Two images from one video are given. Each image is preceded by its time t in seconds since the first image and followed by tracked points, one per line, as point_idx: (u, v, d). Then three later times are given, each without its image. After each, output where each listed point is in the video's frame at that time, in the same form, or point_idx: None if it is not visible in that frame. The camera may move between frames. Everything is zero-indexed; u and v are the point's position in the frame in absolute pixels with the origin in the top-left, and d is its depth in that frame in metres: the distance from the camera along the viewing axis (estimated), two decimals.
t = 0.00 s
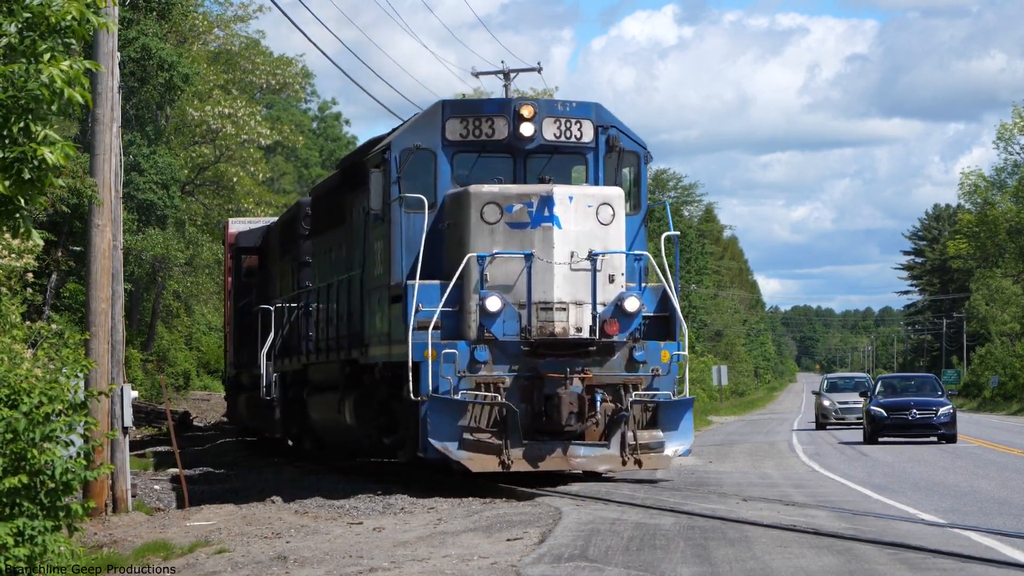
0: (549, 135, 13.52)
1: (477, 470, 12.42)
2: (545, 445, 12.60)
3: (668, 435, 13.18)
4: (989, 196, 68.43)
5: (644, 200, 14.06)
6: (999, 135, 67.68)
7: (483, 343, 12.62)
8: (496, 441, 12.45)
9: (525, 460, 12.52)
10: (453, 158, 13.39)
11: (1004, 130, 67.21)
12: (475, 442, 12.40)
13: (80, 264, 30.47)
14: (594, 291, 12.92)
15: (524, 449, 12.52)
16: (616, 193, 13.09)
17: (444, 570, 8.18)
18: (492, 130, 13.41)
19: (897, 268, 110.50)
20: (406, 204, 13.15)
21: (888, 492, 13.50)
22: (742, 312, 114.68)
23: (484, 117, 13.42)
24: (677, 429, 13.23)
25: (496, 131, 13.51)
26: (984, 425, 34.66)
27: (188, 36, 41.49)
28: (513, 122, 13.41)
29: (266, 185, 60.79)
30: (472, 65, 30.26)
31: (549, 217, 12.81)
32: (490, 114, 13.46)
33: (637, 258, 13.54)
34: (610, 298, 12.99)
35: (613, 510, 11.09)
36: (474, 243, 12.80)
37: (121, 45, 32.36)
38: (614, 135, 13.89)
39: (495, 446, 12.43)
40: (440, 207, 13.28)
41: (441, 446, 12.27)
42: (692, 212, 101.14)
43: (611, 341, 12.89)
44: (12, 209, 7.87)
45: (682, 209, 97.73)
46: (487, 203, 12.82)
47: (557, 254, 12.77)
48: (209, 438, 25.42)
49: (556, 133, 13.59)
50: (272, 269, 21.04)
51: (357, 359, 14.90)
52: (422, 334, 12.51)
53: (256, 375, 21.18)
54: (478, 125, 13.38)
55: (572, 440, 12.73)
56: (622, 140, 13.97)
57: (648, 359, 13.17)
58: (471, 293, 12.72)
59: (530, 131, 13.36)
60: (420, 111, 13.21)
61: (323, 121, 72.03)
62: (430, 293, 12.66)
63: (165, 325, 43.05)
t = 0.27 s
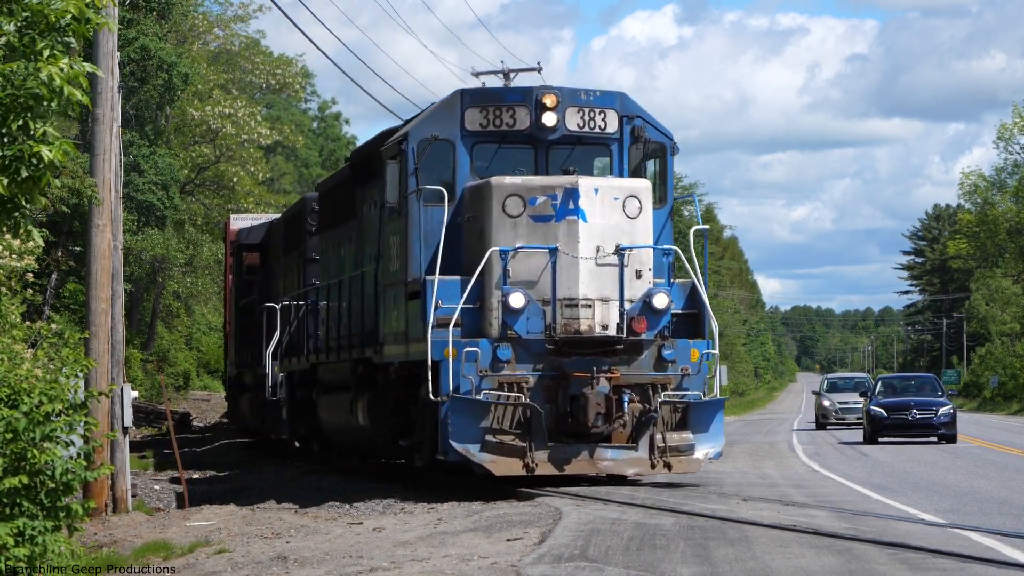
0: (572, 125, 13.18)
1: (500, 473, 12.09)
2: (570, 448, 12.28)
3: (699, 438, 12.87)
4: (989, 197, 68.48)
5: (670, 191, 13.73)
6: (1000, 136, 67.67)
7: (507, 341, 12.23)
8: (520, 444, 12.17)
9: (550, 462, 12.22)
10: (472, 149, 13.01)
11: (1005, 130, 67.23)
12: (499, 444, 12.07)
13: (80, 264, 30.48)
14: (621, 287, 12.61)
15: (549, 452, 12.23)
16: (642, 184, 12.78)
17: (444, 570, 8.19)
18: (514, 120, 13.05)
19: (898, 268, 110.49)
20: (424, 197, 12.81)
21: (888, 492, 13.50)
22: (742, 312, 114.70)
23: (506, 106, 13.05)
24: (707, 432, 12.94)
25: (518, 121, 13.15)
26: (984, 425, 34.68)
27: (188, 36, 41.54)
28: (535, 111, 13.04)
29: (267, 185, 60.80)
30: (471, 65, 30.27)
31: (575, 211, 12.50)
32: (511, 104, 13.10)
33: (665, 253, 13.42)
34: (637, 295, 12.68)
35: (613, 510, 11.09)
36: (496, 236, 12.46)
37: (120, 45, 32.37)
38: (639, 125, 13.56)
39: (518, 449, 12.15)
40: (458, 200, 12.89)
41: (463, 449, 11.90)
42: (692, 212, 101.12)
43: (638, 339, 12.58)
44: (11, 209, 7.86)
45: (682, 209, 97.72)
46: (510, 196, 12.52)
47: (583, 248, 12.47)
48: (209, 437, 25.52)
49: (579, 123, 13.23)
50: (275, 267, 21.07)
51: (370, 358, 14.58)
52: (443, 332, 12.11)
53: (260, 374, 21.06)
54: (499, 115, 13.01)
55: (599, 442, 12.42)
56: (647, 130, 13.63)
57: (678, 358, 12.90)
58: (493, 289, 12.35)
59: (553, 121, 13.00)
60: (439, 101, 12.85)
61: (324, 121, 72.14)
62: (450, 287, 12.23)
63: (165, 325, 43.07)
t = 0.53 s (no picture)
0: (598, 115, 12.68)
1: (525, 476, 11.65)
2: (598, 450, 11.86)
3: (733, 440, 12.37)
4: (989, 197, 68.53)
5: (700, 185, 13.21)
6: (1000, 136, 67.68)
7: (531, 339, 11.80)
8: (546, 446, 11.71)
9: (577, 465, 11.77)
10: (495, 139, 12.55)
11: (1005, 130, 67.26)
12: (524, 446, 11.62)
13: (80, 264, 30.51)
14: (649, 283, 12.21)
15: (576, 454, 11.78)
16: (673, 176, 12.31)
17: (444, 570, 8.18)
18: (537, 109, 12.56)
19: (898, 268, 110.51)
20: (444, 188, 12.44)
21: (888, 492, 13.50)
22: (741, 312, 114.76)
23: (529, 95, 12.57)
24: (741, 433, 12.43)
25: (542, 110, 12.66)
26: (984, 425, 34.68)
27: (188, 36, 41.60)
28: (560, 100, 12.56)
29: (267, 185, 60.86)
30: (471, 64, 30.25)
31: (602, 203, 12.07)
32: (534, 92, 12.61)
33: (696, 246, 12.70)
34: (667, 292, 12.28)
35: (613, 510, 11.08)
36: (520, 230, 12.06)
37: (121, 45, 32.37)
38: (667, 115, 13.02)
39: (545, 451, 11.70)
40: (480, 192, 12.50)
41: (487, 451, 11.44)
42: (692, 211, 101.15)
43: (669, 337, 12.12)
44: (12, 208, 7.87)
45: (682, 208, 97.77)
46: (533, 188, 12.08)
47: (611, 242, 12.05)
48: (209, 438, 25.61)
49: (606, 113, 12.72)
50: (277, 263, 21.19)
51: (386, 357, 14.19)
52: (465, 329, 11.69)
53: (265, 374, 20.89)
54: (522, 104, 12.53)
55: (627, 444, 11.97)
56: (675, 120, 13.09)
57: (711, 356, 12.38)
58: (517, 286, 11.93)
59: (578, 111, 12.50)
60: (460, 88, 12.42)
61: (324, 121, 72.25)
62: (471, 283, 11.83)
63: (165, 325, 43.10)
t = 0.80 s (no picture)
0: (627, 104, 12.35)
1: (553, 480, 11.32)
2: (629, 453, 11.48)
3: (770, 443, 11.96)
4: (990, 197, 68.54)
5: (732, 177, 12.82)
6: (1000, 136, 67.68)
7: (559, 336, 11.49)
8: (575, 449, 11.33)
9: (608, 469, 11.39)
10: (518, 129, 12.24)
11: (1005, 130, 67.26)
12: (551, 448, 11.27)
13: (80, 264, 30.53)
14: (682, 279, 11.89)
15: (605, 458, 11.41)
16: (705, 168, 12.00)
17: (444, 570, 8.18)
18: (563, 98, 12.24)
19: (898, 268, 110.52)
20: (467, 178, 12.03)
21: (888, 492, 13.49)
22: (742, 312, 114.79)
23: (554, 83, 12.25)
24: (778, 436, 12.01)
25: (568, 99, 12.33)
26: (984, 425, 34.69)
27: (188, 35, 41.67)
28: (588, 89, 12.23)
29: (267, 185, 60.87)
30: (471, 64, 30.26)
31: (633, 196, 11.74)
32: (560, 81, 12.29)
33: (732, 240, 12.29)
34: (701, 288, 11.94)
35: (613, 510, 11.06)
36: (547, 224, 11.75)
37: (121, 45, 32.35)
38: (697, 105, 12.65)
39: (574, 454, 11.32)
40: (504, 183, 12.18)
41: (513, 454, 11.12)
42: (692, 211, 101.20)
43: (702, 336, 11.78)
44: (12, 208, 7.88)
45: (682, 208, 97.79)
46: (560, 179, 11.76)
47: (641, 236, 11.72)
48: (208, 438, 25.70)
49: (634, 102, 12.44)
50: (279, 260, 21.28)
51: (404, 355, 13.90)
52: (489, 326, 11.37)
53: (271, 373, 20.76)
54: (547, 92, 12.21)
55: (659, 447, 11.59)
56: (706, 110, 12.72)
57: (746, 355, 12.04)
58: (544, 282, 11.62)
59: (606, 100, 12.18)
60: (483, 76, 12.14)
61: (324, 121, 72.33)
62: (495, 279, 11.53)
63: (165, 325, 43.11)
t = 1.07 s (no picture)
0: (658, 92, 11.82)
1: (583, 485, 10.81)
2: (663, 457, 10.94)
3: (810, 446, 11.43)
4: (990, 196, 68.55)
5: (767, 170, 12.26)
6: (1000, 136, 67.68)
7: (589, 335, 11.00)
8: (607, 452, 10.80)
9: (641, 473, 10.85)
10: (545, 118, 11.72)
11: (1005, 130, 67.27)
12: (582, 451, 10.75)
13: (80, 263, 30.57)
14: (718, 275, 11.38)
15: (639, 462, 10.88)
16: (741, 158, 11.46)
17: (444, 570, 8.18)
18: (591, 85, 11.70)
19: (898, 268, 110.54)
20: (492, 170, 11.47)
21: (888, 492, 13.49)
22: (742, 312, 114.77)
23: (581, 69, 11.72)
24: (818, 439, 11.48)
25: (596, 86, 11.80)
26: (984, 425, 34.71)
27: (188, 35, 41.77)
28: (617, 75, 11.69)
29: (268, 185, 60.87)
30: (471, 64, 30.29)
31: (666, 188, 11.21)
32: (588, 67, 11.76)
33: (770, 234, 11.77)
34: (738, 285, 11.44)
35: (613, 510, 11.06)
36: (576, 216, 11.21)
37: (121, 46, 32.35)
38: (731, 93, 12.13)
39: (606, 458, 10.80)
40: (530, 173, 11.67)
41: (541, 458, 10.63)
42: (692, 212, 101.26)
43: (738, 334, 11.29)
44: (13, 209, 7.88)
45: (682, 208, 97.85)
46: (591, 169, 11.21)
47: (676, 229, 11.20)
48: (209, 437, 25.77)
49: (665, 89, 11.87)
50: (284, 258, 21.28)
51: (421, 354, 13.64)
52: (514, 325, 10.91)
53: (277, 373, 20.65)
54: (574, 79, 11.68)
55: (695, 451, 11.06)
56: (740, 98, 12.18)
57: (784, 355, 11.54)
58: (572, 277, 11.14)
59: (636, 87, 11.66)
60: (507, 62, 11.65)
61: (324, 121, 72.41)
62: (522, 274, 11.08)
63: (165, 325, 43.11)
